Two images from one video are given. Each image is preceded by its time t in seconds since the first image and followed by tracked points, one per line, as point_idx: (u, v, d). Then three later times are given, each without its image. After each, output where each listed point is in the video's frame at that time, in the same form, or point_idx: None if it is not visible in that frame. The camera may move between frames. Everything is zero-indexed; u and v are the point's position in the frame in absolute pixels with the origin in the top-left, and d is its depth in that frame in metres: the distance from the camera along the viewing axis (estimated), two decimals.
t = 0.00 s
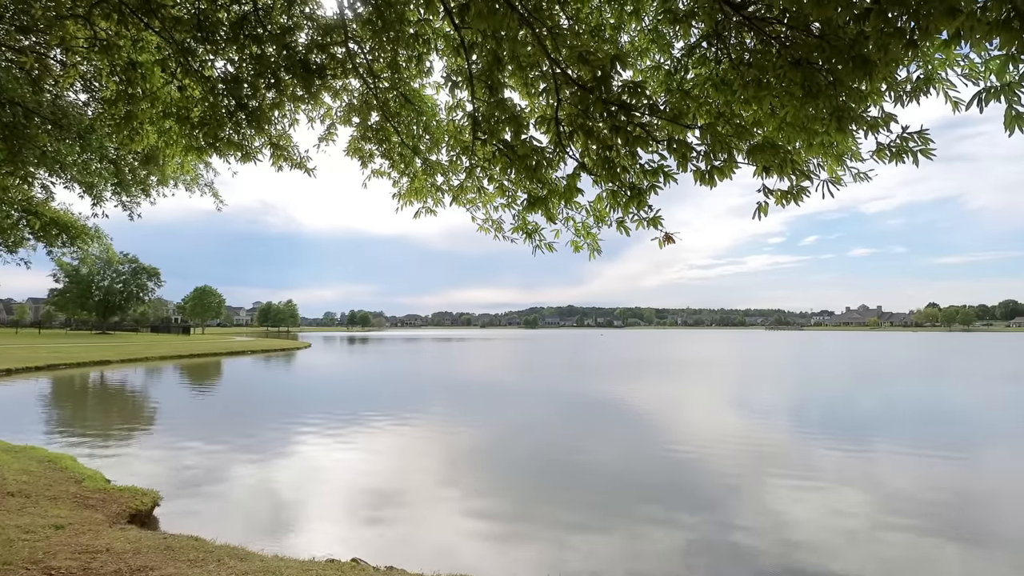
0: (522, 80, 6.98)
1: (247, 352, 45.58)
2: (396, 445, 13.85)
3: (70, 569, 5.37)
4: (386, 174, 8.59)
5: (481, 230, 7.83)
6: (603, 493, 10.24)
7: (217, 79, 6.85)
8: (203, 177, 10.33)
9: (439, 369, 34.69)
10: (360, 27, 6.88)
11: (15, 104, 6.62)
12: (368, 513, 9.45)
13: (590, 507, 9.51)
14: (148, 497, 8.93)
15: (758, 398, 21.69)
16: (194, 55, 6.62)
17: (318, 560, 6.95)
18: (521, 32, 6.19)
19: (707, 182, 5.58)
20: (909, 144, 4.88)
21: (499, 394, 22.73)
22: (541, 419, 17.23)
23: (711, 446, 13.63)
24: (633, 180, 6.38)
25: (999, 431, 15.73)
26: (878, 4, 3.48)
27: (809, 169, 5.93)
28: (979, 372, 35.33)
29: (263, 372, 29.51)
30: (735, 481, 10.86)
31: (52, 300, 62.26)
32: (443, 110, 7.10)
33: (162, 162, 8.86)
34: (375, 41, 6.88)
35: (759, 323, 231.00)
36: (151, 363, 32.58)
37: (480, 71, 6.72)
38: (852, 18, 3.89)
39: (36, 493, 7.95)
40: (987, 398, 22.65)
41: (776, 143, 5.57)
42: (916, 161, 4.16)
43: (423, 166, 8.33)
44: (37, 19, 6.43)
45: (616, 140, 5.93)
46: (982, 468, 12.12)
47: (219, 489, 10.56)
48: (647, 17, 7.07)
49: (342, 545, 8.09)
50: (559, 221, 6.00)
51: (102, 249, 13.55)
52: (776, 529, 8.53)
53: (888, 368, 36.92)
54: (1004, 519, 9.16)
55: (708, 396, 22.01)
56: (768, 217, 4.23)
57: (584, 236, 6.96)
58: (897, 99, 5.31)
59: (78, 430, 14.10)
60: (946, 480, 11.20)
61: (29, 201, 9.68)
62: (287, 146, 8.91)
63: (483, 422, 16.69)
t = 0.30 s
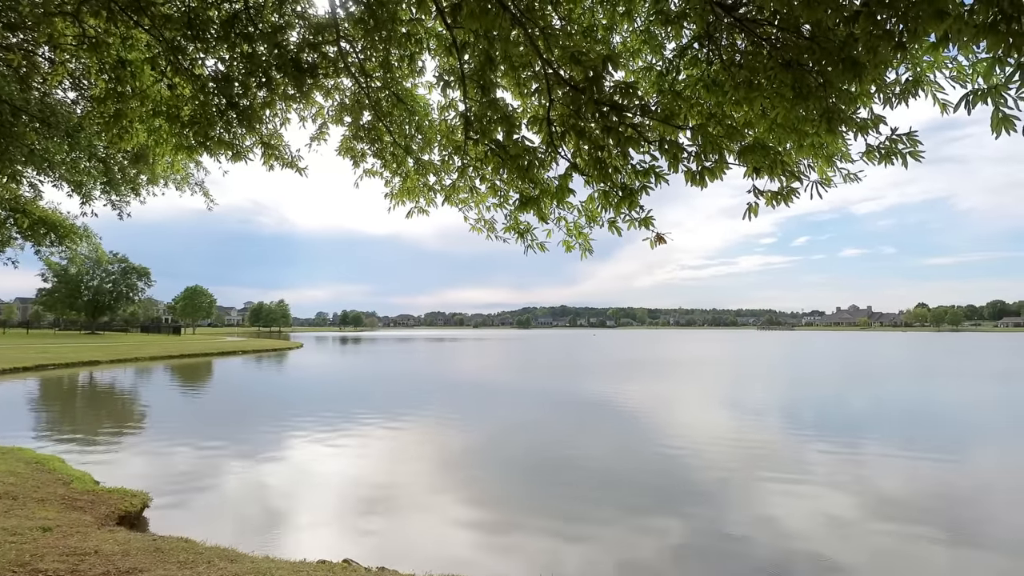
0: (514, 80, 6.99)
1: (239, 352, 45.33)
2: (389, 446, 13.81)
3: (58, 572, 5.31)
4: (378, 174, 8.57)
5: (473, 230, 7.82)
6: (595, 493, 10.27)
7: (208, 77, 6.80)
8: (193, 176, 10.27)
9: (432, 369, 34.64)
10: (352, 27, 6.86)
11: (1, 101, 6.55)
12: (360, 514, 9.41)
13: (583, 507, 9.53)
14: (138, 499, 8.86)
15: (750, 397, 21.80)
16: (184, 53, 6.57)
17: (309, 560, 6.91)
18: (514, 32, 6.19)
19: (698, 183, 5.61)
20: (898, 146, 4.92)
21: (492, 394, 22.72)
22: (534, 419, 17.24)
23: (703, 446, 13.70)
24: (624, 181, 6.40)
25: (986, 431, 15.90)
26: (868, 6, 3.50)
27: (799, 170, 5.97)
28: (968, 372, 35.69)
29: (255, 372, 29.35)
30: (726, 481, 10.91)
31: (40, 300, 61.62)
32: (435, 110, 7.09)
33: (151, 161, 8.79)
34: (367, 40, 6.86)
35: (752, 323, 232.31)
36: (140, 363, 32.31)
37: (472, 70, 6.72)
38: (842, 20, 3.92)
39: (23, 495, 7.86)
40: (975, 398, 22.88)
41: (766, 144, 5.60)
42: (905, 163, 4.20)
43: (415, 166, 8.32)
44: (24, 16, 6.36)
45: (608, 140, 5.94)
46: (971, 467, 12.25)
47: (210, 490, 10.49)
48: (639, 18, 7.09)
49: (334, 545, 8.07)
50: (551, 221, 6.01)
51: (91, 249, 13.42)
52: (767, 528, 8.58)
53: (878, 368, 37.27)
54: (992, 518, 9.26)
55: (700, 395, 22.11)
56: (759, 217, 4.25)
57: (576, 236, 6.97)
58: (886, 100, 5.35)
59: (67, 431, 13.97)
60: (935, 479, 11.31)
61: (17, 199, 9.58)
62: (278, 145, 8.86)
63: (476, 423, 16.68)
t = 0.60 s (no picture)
0: (506, 80, 6.98)
1: (231, 352, 45.07)
2: (382, 447, 13.77)
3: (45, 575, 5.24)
4: (370, 173, 8.55)
5: (465, 230, 7.82)
6: (588, 493, 10.27)
7: (198, 76, 6.75)
8: (184, 175, 10.21)
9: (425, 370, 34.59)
10: (344, 25, 6.83)
11: None
12: (352, 515, 9.37)
13: (576, 507, 9.54)
14: (127, 500, 8.77)
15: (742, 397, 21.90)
16: (174, 51, 6.52)
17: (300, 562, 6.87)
18: (506, 32, 6.18)
19: (689, 184, 5.62)
20: (888, 147, 4.95)
21: (485, 394, 22.71)
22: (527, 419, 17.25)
23: (695, 445, 13.75)
24: (616, 181, 6.40)
25: (975, 430, 16.05)
26: (858, 8, 3.52)
27: (790, 171, 6.00)
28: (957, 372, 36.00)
29: (247, 373, 29.20)
30: (718, 481, 10.95)
31: (29, 300, 60.96)
32: (427, 109, 7.07)
33: (141, 159, 8.73)
34: (359, 40, 6.84)
35: (745, 323, 233.54)
36: (131, 364, 32.04)
37: (464, 70, 6.71)
38: (832, 21, 3.93)
39: (10, 497, 7.76)
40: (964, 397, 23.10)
41: (757, 145, 5.62)
42: (893, 164, 4.23)
43: (407, 166, 8.30)
44: (11, 14, 6.30)
45: (599, 140, 5.94)
46: (960, 466, 12.36)
47: (200, 491, 10.42)
48: (631, 19, 7.11)
49: (326, 547, 8.02)
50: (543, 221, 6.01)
51: (80, 249, 13.28)
52: (759, 528, 8.61)
53: (868, 368, 37.58)
54: (980, 517, 9.35)
55: (693, 395, 22.19)
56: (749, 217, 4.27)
57: (568, 236, 6.98)
58: (875, 102, 5.39)
59: (56, 432, 13.83)
60: (925, 478, 11.41)
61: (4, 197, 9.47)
62: (269, 145, 8.82)
63: (469, 423, 16.67)
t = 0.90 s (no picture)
0: (499, 80, 6.98)
1: (223, 352, 44.77)
2: (375, 448, 13.73)
3: None
4: (363, 173, 8.52)
5: (458, 230, 7.81)
6: (581, 494, 10.30)
7: (189, 74, 6.70)
8: (175, 174, 10.15)
9: (418, 370, 34.51)
10: (337, 25, 6.81)
11: None
12: (344, 516, 9.34)
13: (569, 508, 9.55)
14: (116, 502, 8.71)
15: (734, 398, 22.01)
16: (165, 49, 6.48)
17: (292, 564, 6.84)
18: (499, 32, 6.18)
19: (681, 185, 5.64)
20: (878, 149, 4.99)
21: (478, 395, 22.71)
22: (520, 419, 17.25)
23: (688, 446, 13.80)
24: (608, 182, 6.42)
25: (964, 430, 16.22)
26: (849, 10, 3.54)
27: (781, 172, 6.04)
28: (947, 372, 36.37)
29: (239, 373, 29.04)
30: (711, 481, 10.99)
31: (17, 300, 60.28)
32: (420, 109, 7.05)
33: (131, 158, 8.67)
34: (351, 39, 6.81)
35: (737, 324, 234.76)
36: (120, 364, 31.76)
37: (457, 70, 6.70)
38: (822, 24, 3.96)
39: None
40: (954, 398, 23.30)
41: (749, 146, 5.65)
42: (884, 166, 4.26)
43: (400, 166, 8.28)
44: None
45: (592, 141, 5.94)
46: (949, 466, 12.47)
47: (191, 493, 10.35)
48: (624, 20, 7.13)
49: (318, 548, 8.00)
50: (536, 221, 6.02)
51: (69, 248, 13.15)
52: (751, 528, 8.65)
53: (859, 369, 37.89)
54: (969, 516, 9.43)
55: (685, 396, 22.27)
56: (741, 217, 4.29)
57: (560, 236, 6.98)
58: (866, 104, 5.43)
59: (44, 434, 13.68)
60: (914, 478, 11.53)
61: None
62: (261, 144, 8.77)
63: (462, 423, 16.66)
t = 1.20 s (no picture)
0: (492, 81, 6.98)
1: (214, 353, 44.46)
2: (367, 449, 13.68)
3: None
4: (355, 173, 8.50)
5: (451, 230, 7.81)
6: (573, 495, 10.31)
7: (180, 73, 6.65)
8: (165, 174, 10.07)
9: (411, 371, 34.44)
10: (329, 24, 6.78)
11: None
12: (336, 518, 9.30)
13: (562, 509, 9.56)
14: (105, 504, 8.63)
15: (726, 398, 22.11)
16: (155, 48, 6.43)
17: (283, 566, 6.81)
18: (492, 33, 6.17)
19: (672, 186, 5.66)
20: (867, 152, 5.03)
21: (472, 395, 22.70)
22: (513, 420, 17.25)
23: (680, 446, 13.84)
24: (600, 182, 6.43)
25: (953, 430, 16.39)
26: (839, 14, 3.57)
27: (772, 174, 6.07)
28: (936, 373, 36.42)
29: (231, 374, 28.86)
30: (703, 482, 11.03)
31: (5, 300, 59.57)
32: (412, 110, 7.03)
33: (121, 157, 8.59)
34: (343, 38, 6.79)
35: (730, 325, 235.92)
36: (110, 365, 31.46)
37: (449, 70, 6.69)
38: (813, 27, 3.98)
39: None
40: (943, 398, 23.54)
41: (740, 148, 5.67)
42: (873, 168, 4.29)
43: (392, 166, 8.26)
44: None
45: (584, 141, 5.95)
46: (937, 466, 12.59)
47: (181, 494, 10.27)
48: (616, 22, 7.15)
49: (310, 550, 7.96)
50: (528, 221, 6.02)
51: (58, 247, 13.03)
52: (742, 529, 8.68)
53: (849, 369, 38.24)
54: (957, 516, 9.52)
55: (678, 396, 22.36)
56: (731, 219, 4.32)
57: (552, 236, 6.99)
58: (856, 106, 5.47)
59: (32, 435, 13.54)
60: (904, 477, 11.64)
61: None
62: (252, 143, 8.72)
63: (455, 424, 16.64)
